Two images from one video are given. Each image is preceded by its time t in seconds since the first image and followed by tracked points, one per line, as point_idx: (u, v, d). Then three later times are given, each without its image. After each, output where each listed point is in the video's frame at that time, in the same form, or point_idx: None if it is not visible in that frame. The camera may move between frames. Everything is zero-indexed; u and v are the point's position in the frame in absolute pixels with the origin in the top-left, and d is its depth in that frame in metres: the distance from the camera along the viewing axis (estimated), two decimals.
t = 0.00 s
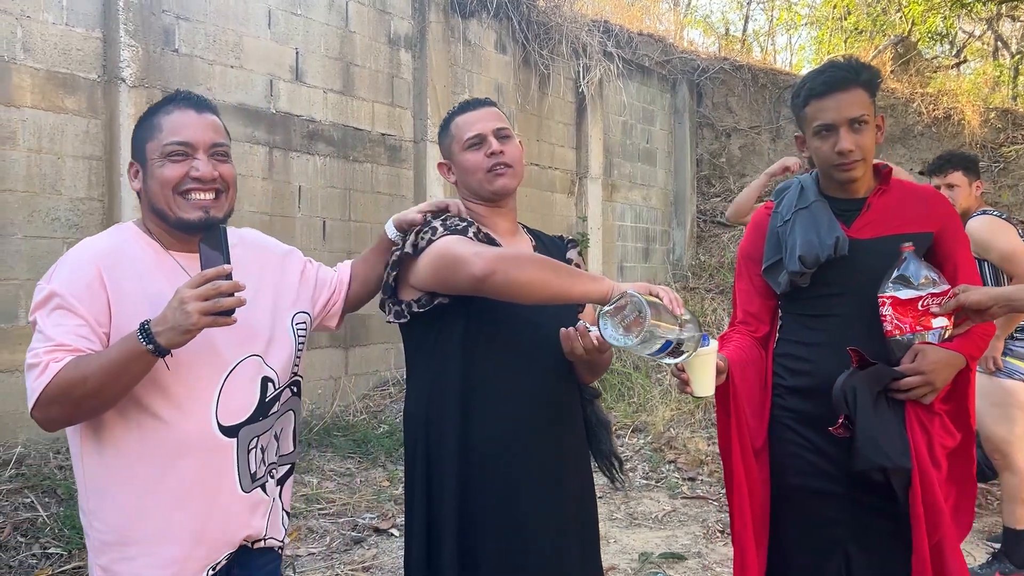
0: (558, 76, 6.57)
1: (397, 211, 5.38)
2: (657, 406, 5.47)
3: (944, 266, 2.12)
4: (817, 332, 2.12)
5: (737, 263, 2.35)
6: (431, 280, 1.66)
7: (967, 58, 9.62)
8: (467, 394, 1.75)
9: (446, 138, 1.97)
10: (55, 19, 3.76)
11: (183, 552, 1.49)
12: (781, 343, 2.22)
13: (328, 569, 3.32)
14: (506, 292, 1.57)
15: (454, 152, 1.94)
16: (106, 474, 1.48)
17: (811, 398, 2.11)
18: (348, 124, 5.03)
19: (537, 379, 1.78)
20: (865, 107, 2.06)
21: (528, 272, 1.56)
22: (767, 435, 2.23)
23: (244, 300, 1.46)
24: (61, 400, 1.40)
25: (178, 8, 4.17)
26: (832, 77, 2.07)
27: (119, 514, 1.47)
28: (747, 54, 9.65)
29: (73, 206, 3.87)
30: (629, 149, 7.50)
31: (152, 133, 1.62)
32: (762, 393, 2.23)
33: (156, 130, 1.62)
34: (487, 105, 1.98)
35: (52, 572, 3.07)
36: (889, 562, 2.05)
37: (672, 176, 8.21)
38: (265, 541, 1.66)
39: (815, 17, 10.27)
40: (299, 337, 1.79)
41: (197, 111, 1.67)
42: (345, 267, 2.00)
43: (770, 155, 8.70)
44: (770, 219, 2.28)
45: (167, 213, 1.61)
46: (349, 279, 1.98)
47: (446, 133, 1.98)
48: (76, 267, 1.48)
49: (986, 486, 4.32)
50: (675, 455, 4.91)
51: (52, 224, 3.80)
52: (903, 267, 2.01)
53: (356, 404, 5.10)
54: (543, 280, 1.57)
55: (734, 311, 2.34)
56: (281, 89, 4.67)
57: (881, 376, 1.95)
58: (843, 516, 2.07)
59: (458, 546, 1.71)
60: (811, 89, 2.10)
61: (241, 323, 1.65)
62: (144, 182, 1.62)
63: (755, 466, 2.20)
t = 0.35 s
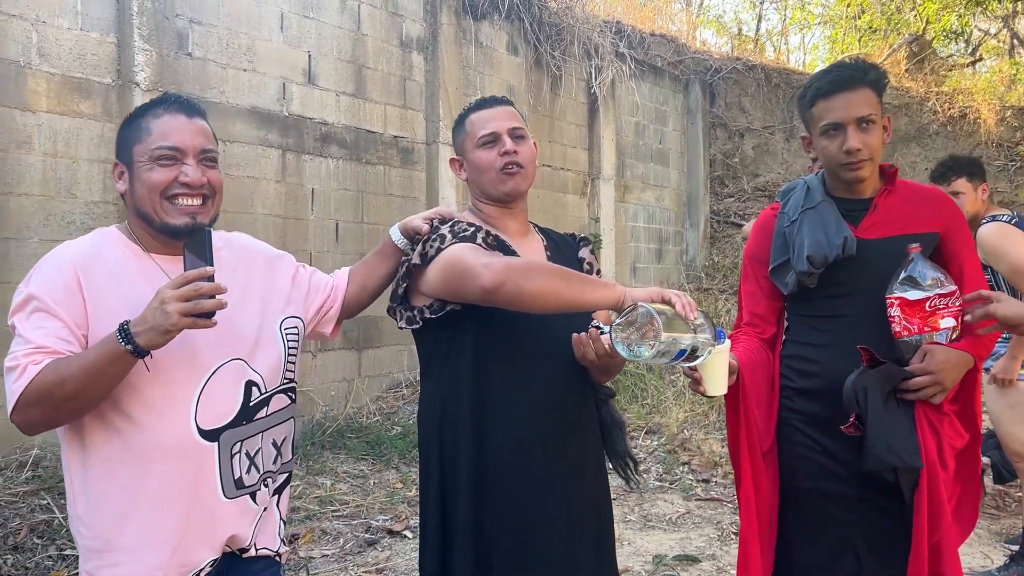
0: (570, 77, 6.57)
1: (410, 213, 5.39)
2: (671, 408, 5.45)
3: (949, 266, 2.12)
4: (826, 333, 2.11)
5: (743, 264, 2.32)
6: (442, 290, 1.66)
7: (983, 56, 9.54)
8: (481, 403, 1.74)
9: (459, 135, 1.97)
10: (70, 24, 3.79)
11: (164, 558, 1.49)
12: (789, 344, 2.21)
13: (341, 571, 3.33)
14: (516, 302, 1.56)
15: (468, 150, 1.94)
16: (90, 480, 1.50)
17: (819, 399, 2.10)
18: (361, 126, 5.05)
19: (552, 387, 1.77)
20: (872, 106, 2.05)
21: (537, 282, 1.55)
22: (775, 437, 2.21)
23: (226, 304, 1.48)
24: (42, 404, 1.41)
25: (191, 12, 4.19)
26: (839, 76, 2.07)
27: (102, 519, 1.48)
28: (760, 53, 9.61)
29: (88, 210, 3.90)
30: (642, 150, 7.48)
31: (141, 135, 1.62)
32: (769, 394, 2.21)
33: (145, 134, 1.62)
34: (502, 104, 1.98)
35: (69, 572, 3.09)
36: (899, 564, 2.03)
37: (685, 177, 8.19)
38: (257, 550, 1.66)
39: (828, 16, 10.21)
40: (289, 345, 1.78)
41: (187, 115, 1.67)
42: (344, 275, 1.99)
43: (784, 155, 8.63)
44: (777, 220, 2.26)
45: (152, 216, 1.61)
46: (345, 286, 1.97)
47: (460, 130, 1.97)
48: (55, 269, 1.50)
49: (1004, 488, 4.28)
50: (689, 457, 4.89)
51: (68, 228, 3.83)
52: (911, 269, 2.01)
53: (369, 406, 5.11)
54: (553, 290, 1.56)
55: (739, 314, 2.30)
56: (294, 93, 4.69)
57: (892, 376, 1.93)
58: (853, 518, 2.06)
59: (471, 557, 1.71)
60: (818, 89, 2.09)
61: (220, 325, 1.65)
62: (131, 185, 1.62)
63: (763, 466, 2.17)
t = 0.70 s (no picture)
0: (580, 81, 6.57)
1: (420, 217, 5.40)
2: (682, 411, 5.44)
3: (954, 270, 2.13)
4: (832, 337, 2.10)
5: (746, 268, 2.31)
6: (449, 289, 1.66)
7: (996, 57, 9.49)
8: (489, 405, 1.75)
9: (516, 138, 1.92)
10: (83, 30, 3.82)
11: (156, 564, 1.50)
12: (794, 348, 2.20)
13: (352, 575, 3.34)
14: (522, 298, 1.56)
15: (518, 158, 1.91)
16: (83, 487, 1.52)
17: (825, 403, 2.09)
18: (371, 131, 5.06)
19: (559, 389, 1.77)
20: (871, 111, 2.03)
21: (546, 277, 1.55)
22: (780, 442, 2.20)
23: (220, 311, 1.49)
24: (35, 411, 1.43)
25: (202, 18, 4.22)
26: (838, 83, 2.05)
27: (95, 526, 1.50)
28: (771, 56, 9.59)
29: (100, 215, 3.93)
30: (652, 153, 7.48)
31: (139, 144, 1.63)
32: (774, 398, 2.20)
33: (144, 143, 1.63)
34: (560, 127, 1.97)
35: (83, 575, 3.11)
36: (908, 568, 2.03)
37: (695, 180, 8.17)
38: (253, 555, 1.66)
39: (839, 18, 10.18)
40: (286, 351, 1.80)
41: (188, 127, 1.68)
42: (343, 279, 2.00)
43: (795, 157, 8.64)
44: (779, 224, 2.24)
45: (145, 226, 1.63)
46: (343, 291, 1.98)
47: (519, 133, 1.92)
48: (45, 276, 1.51)
49: (1017, 492, 4.25)
50: (700, 461, 4.88)
51: (80, 233, 3.86)
52: (915, 272, 2.00)
53: (380, 409, 5.11)
54: (563, 282, 1.56)
55: (743, 317, 2.30)
56: (305, 97, 4.71)
57: (898, 379, 1.93)
58: (860, 522, 2.06)
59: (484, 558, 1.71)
60: (814, 97, 2.09)
61: (215, 330, 1.66)
62: (126, 193, 1.63)
63: (766, 469, 2.16)
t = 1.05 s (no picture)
0: (587, 85, 6.58)
1: (427, 222, 5.41)
2: (689, 416, 5.43)
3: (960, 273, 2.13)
4: (839, 342, 2.10)
5: (752, 274, 2.31)
6: (457, 281, 1.64)
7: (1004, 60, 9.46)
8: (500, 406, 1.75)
9: (530, 144, 1.93)
10: (92, 37, 3.84)
11: (162, 569, 1.50)
12: (801, 354, 2.20)
13: None
14: (525, 277, 1.53)
15: (532, 165, 1.92)
16: (91, 492, 1.53)
17: (833, 408, 2.09)
18: (378, 136, 5.08)
19: (570, 392, 1.78)
20: (860, 127, 2.03)
21: (545, 257, 1.52)
22: (788, 448, 2.20)
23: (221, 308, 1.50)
24: (42, 417, 1.43)
25: (210, 24, 4.25)
26: (826, 99, 2.07)
27: (102, 530, 1.50)
28: (778, 60, 9.58)
29: (109, 220, 3.94)
30: (659, 157, 7.48)
31: (145, 152, 1.64)
32: (782, 404, 2.20)
33: (150, 151, 1.64)
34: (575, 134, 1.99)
35: None
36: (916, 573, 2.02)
37: (702, 184, 8.16)
38: (260, 559, 1.66)
39: (846, 22, 10.17)
40: (290, 354, 1.80)
41: (193, 134, 1.69)
42: (350, 282, 2.00)
43: (802, 161, 8.63)
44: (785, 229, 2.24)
45: (152, 234, 1.64)
46: (351, 294, 1.98)
47: (533, 139, 1.94)
48: (52, 283, 1.52)
49: None
50: (707, 466, 4.87)
51: (90, 238, 3.88)
52: (921, 276, 2.00)
53: (387, 414, 5.12)
54: (564, 265, 1.52)
55: (748, 322, 2.29)
56: (312, 103, 4.73)
57: (906, 384, 1.93)
58: (868, 528, 2.06)
59: (493, 561, 1.70)
60: (807, 111, 2.10)
61: (221, 336, 1.68)
62: (133, 201, 1.65)
63: (772, 475, 2.16)
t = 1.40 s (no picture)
0: (592, 89, 6.58)
1: (432, 227, 5.42)
2: (694, 421, 5.43)
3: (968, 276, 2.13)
4: (848, 347, 2.10)
5: (759, 279, 2.31)
6: (463, 277, 1.64)
7: (1009, 64, 9.44)
8: (506, 408, 1.75)
9: (500, 147, 2.00)
10: (99, 42, 3.86)
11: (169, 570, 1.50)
12: (810, 358, 2.20)
13: None
14: (527, 270, 1.50)
15: (507, 164, 1.97)
16: (99, 492, 1.53)
17: (842, 412, 2.09)
18: (384, 140, 5.09)
19: (577, 396, 1.78)
20: (864, 132, 2.03)
21: (554, 250, 1.49)
22: (797, 454, 2.19)
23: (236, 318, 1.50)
24: (51, 415, 1.43)
25: (217, 29, 4.26)
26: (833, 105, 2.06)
27: (109, 530, 1.50)
28: (783, 64, 9.57)
29: (116, 224, 3.96)
30: (664, 161, 7.48)
31: (161, 159, 1.65)
32: (791, 410, 2.19)
33: (166, 158, 1.65)
34: (544, 126, 2.02)
35: None
36: None
37: (707, 188, 8.16)
38: (263, 563, 1.65)
39: (851, 27, 10.17)
40: (301, 359, 1.82)
41: (209, 142, 1.70)
42: (361, 292, 2.02)
43: (807, 165, 8.63)
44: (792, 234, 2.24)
45: (167, 242, 1.65)
46: (361, 303, 2.00)
47: (502, 142, 2.00)
48: (68, 284, 1.53)
49: None
50: (712, 470, 4.87)
51: (96, 242, 3.89)
52: (929, 280, 2.00)
53: (392, 418, 5.12)
54: (573, 259, 1.48)
55: (756, 327, 2.29)
56: (318, 107, 4.74)
57: (915, 388, 1.92)
58: (878, 533, 2.05)
59: (498, 564, 1.70)
60: (811, 117, 2.11)
61: (234, 340, 1.69)
62: (148, 208, 1.66)
63: (782, 482, 2.15)
